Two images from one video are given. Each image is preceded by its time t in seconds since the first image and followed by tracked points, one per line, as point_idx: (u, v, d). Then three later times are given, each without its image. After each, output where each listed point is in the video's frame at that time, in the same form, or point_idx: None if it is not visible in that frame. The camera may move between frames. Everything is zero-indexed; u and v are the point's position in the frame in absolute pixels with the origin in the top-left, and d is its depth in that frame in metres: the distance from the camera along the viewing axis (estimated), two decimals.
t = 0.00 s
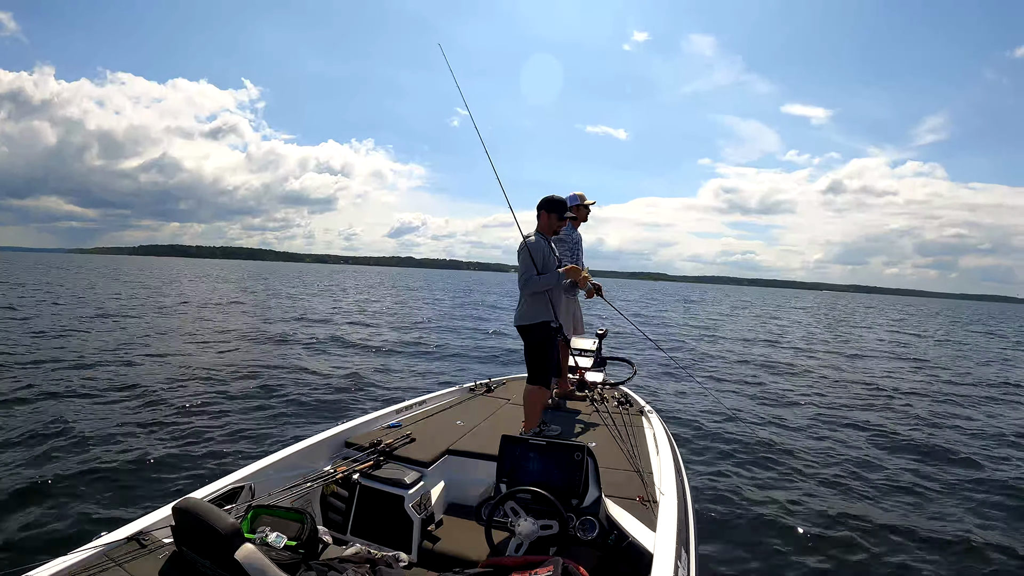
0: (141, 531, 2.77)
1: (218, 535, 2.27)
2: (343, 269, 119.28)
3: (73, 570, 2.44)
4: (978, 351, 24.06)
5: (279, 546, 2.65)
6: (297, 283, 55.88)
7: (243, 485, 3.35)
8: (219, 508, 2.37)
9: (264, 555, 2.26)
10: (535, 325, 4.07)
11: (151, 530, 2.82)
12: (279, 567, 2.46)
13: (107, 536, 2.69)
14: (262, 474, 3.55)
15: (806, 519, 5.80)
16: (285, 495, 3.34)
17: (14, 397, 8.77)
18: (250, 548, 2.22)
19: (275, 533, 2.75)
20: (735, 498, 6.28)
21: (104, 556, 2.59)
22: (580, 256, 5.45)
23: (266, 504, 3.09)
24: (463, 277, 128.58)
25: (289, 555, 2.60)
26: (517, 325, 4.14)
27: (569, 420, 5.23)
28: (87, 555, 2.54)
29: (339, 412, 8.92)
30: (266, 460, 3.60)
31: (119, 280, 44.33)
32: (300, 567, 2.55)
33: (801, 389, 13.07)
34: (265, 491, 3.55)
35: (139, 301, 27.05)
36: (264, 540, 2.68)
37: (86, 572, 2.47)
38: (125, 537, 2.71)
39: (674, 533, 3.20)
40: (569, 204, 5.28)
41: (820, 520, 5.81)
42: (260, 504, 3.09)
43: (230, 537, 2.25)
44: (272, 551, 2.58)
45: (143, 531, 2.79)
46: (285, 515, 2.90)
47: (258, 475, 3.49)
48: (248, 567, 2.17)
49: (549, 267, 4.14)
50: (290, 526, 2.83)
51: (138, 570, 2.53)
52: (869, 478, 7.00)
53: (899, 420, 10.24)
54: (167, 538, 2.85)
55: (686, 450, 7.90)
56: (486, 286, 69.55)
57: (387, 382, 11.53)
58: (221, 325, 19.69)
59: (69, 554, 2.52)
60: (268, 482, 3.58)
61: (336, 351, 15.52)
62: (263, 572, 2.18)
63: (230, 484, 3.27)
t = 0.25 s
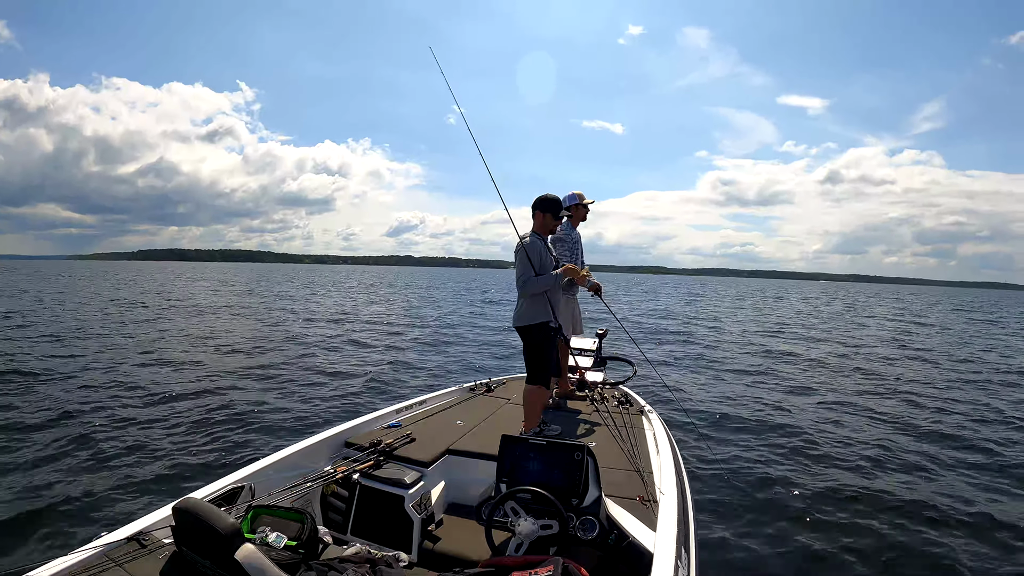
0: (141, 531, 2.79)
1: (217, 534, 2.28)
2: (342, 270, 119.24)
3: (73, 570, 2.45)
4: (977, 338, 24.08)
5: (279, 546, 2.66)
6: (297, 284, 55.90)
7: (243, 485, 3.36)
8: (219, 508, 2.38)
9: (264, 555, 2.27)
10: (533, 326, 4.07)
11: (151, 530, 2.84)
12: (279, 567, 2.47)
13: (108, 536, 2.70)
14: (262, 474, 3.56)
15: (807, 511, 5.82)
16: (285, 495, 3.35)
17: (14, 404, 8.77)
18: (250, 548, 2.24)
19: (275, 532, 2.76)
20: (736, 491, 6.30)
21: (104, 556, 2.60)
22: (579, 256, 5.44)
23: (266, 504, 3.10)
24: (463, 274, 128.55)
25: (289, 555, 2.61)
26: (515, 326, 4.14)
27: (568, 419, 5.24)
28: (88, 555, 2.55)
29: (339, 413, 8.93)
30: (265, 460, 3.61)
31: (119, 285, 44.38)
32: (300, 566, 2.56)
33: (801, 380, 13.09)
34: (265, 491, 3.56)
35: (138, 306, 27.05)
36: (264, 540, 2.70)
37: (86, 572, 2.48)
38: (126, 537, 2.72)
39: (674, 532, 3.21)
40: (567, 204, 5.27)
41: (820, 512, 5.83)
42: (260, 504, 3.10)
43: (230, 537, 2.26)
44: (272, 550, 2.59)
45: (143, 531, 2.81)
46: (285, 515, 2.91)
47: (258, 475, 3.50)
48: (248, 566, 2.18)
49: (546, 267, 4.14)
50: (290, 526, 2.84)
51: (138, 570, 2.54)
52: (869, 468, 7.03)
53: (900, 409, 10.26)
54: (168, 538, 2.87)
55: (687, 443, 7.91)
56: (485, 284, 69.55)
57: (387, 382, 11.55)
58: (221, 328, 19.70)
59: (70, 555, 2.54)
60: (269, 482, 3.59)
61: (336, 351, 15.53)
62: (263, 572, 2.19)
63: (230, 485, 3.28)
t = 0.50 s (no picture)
0: (141, 531, 2.80)
1: (217, 535, 2.29)
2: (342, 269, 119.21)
3: (74, 570, 2.47)
4: (978, 329, 24.04)
5: (279, 546, 2.68)
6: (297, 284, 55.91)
7: (243, 486, 3.37)
8: (219, 508, 2.39)
9: (264, 554, 2.28)
10: (533, 326, 4.07)
11: (151, 530, 2.85)
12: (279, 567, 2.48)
13: (108, 537, 2.72)
14: (262, 474, 3.58)
15: (807, 505, 5.84)
16: (286, 495, 3.37)
17: (15, 408, 8.79)
18: (249, 548, 2.25)
19: (275, 532, 2.78)
20: (737, 485, 6.31)
21: (105, 557, 2.62)
22: (580, 256, 5.44)
23: (266, 504, 3.12)
24: (463, 272, 128.50)
25: (289, 555, 2.62)
26: (515, 326, 4.14)
27: (568, 420, 5.25)
28: (89, 555, 2.56)
29: (340, 413, 8.94)
30: (265, 460, 3.62)
31: (119, 287, 44.39)
32: (300, 566, 2.58)
33: (801, 373, 13.08)
34: (265, 491, 3.57)
35: (138, 308, 27.05)
36: (264, 540, 2.71)
37: (87, 573, 2.50)
38: (126, 537, 2.73)
39: (673, 532, 3.23)
40: (566, 203, 5.26)
41: (821, 505, 5.84)
42: (260, 504, 3.11)
43: (230, 537, 2.27)
44: (272, 551, 2.61)
45: (144, 531, 2.82)
46: (285, 515, 2.92)
47: (258, 475, 3.52)
48: (248, 566, 2.20)
49: (545, 268, 4.14)
50: (290, 526, 2.85)
51: (139, 570, 2.55)
52: (869, 461, 7.04)
53: (900, 401, 10.26)
54: (168, 538, 2.88)
55: (688, 437, 7.93)
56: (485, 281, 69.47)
57: (388, 381, 11.55)
58: (221, 329, 19.72)
59: (70, 555, 2.55)
60: (269, 482, 3.61)
61: (336, 351, 15.53)
62: (263, 572, 2.20)
63: (230, 485, 3.29)
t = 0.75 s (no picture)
0: (141, 531, 2.80)
1: (217, 535, 2.29)
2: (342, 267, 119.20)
3: (74, 570, 2.47)
4: (980, 326, 23.94)
5: (279, 546, 2.68)
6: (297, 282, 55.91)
7: (243, 486, 3.37)
8: (219, 509, 2.39)
9: (263, 554, 2.28)
10: (535, 326, 4.07)
11: (151, 530, 2.85)
12: (279, 567, 2.48)
13: (108, 537, 2.72)
14: (262, 475, 3.57)
15: (807, 502, 5.83)
16: (286, 495, 3.37)
17: (14, 407, 8.78)
18: (249, 548, 2.25)
19: (275, 532, 2.78)
20: (737, 482, 6.30)
21: (105, 557, 2.62)
22: (582, 255, 5.43)
23: (266, 504, 3.12)
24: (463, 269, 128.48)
25: (289, 555, 2.62)
26: (516, 326, 4.14)
27: (568, 419, 5.25)
28: (89, 556, 2.56)
29: (340, 411, 8.93)
30: (265, 461, 3.62)
31: (120, 286, 44.41)
32: (300, 566, 2.58)
33: (803, 370, 13.05)
34: (265, 491, 3.57)
35: (138, 306, 27.01)
36: (264, 540, 2.71)
37: (87, 573, 2.50)
38: (126, 537, 2.73)
39: (673, 532, 3.23)
40: (568, 204, 5.25)
41: (821, 501, 5.83)
42: (260, 504, 3.11)
43: (229, 537, 2.27)
44: (272, 550, 2.61)
45: (144, 531, 2.82)
46: (286, 515, 2.92)
47: (258, 476, 3.52)
48: (247, 567, 2.20)
49: (546, 268, 4.13)
50: (290, 526, 2.85)
51: (139, 570, 2.55)
52: (870, 457, 7.03)
53: (902, 399, 10.24)
54: (168, 538, 2.88)
55: (688, 435, 7.93)
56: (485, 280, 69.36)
57: (388, 380, 11.53)
58: (221, 327, 19.70)
59: (71, 555, 2.55)
60: (268, 482, 3.61)
61: (337, 349, 15.51)
62: (263, 572, 2.20)
63: (231, 485, 3.29)
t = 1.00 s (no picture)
0: (141, 532, 2.79)
1: (217, 535, 2.28)
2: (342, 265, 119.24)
3: (74, 570, 2.47)
4: (980, 330, 23.96)
5: (279, 546, 2.67)
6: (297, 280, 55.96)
7: (243, 486, 3.37)
8: (219, 509, 2.38)
9: (263, 555, 2.28)
10: (535, 326, 4.06)
11: (151, 530, 2.84)
12: (279, 567, 2.48)
13: (108, 537, 2.71)
14: (262, 475, 3.57)
15: (807, 503, 5.83)
16: (286, 496, 3.36)
17: (14, 404, 8.77)
18: (249, 548, 2.24)
19: (275, 533, 2.77)
20: (737, 484, 6.30)
21: (105, 557, 2.61)
22: (583, 256, 5.42)
23: (266, 504, 3.11)
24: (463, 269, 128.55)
25: (289, 555, 2.62)
26: (517, 326, 4.13)
27: (568, 419, 5.25)
28: (89, 556, 2.56)
29: (340, 410, 8.92)
30: (265, 461, 3.61)
31: (121, 283, 44.47)
32: (300, 566, 2.57)
33: (803, 373, 13.06)
34: (265, 492, 3.57)
35: (138, 304, 26.99)
36: (264, 540, 2.71)
37: (87, 573, 2.49)
38: (126, 537, 2.73)
39: (674, 532, 3.23)
40: (570, 204, 5.25)
41: (821, 503, 5.83)
42: (260, 505, 3.11)
43: (229, 537, 2.26)
44: (272, 551, 2.60)
45: (144, 531, 2.81)
46: (286, 515, 2.92)
47: (258, 476, 3.51)
48: (248, 567, 2.19)
49: (547, 268, 4.13)
50: (290, 526, 2.85)
51: (139, 570, 2.55)
52: (869, 460, 7.03)
53: (901, 402, 10.26)
54: (168, 538, 2.87)
55: (687, 436, 7.93)
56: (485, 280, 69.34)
57: (388, 379, 11.53)
58: (221, 325, 19.71)
59: (71, 555, 2.55)
60: (268, 482, 3.60)
61: (337, 348, 15.50)
62: (263, 572, 2.20)
63: (230, 485, 3.29)
